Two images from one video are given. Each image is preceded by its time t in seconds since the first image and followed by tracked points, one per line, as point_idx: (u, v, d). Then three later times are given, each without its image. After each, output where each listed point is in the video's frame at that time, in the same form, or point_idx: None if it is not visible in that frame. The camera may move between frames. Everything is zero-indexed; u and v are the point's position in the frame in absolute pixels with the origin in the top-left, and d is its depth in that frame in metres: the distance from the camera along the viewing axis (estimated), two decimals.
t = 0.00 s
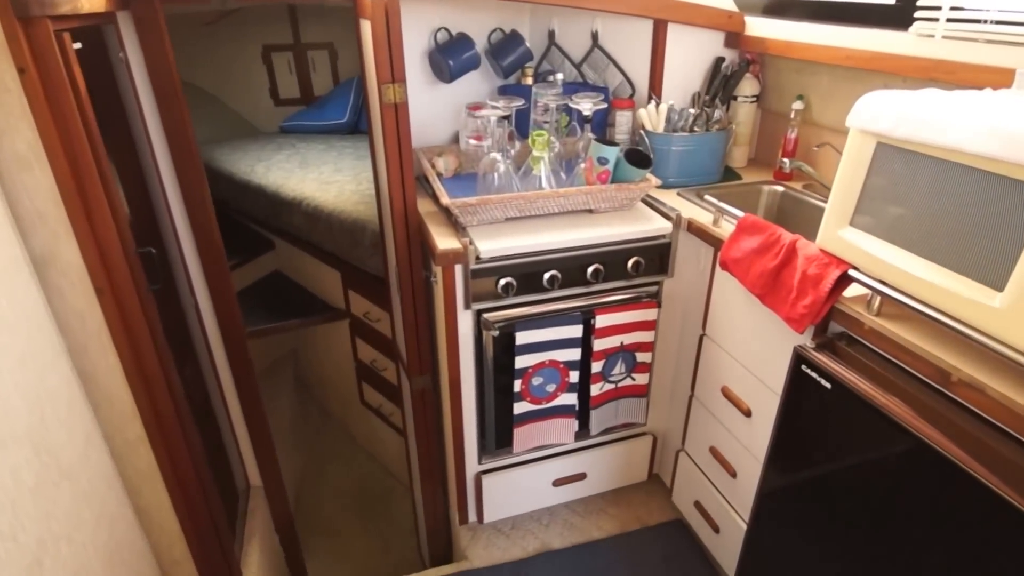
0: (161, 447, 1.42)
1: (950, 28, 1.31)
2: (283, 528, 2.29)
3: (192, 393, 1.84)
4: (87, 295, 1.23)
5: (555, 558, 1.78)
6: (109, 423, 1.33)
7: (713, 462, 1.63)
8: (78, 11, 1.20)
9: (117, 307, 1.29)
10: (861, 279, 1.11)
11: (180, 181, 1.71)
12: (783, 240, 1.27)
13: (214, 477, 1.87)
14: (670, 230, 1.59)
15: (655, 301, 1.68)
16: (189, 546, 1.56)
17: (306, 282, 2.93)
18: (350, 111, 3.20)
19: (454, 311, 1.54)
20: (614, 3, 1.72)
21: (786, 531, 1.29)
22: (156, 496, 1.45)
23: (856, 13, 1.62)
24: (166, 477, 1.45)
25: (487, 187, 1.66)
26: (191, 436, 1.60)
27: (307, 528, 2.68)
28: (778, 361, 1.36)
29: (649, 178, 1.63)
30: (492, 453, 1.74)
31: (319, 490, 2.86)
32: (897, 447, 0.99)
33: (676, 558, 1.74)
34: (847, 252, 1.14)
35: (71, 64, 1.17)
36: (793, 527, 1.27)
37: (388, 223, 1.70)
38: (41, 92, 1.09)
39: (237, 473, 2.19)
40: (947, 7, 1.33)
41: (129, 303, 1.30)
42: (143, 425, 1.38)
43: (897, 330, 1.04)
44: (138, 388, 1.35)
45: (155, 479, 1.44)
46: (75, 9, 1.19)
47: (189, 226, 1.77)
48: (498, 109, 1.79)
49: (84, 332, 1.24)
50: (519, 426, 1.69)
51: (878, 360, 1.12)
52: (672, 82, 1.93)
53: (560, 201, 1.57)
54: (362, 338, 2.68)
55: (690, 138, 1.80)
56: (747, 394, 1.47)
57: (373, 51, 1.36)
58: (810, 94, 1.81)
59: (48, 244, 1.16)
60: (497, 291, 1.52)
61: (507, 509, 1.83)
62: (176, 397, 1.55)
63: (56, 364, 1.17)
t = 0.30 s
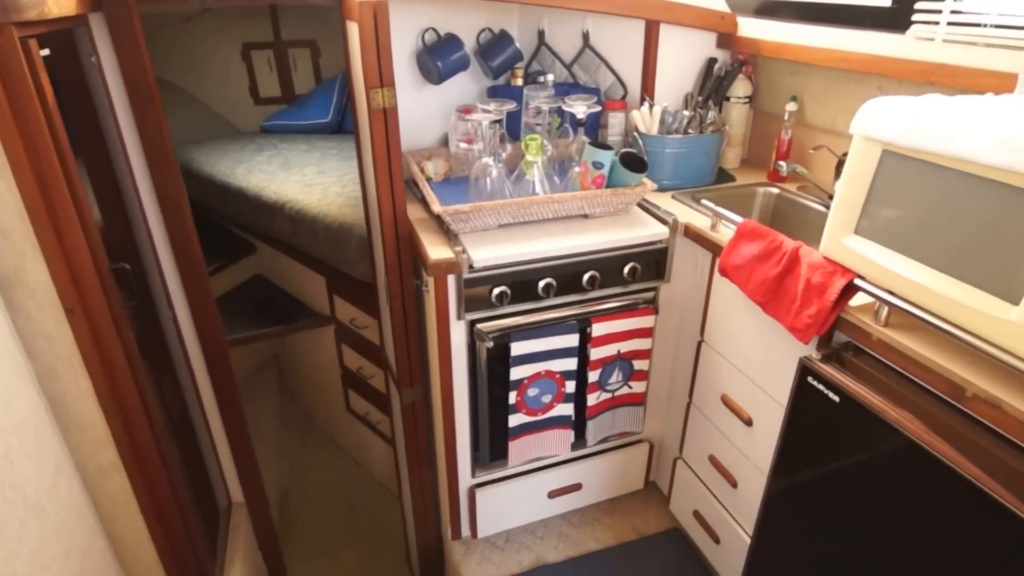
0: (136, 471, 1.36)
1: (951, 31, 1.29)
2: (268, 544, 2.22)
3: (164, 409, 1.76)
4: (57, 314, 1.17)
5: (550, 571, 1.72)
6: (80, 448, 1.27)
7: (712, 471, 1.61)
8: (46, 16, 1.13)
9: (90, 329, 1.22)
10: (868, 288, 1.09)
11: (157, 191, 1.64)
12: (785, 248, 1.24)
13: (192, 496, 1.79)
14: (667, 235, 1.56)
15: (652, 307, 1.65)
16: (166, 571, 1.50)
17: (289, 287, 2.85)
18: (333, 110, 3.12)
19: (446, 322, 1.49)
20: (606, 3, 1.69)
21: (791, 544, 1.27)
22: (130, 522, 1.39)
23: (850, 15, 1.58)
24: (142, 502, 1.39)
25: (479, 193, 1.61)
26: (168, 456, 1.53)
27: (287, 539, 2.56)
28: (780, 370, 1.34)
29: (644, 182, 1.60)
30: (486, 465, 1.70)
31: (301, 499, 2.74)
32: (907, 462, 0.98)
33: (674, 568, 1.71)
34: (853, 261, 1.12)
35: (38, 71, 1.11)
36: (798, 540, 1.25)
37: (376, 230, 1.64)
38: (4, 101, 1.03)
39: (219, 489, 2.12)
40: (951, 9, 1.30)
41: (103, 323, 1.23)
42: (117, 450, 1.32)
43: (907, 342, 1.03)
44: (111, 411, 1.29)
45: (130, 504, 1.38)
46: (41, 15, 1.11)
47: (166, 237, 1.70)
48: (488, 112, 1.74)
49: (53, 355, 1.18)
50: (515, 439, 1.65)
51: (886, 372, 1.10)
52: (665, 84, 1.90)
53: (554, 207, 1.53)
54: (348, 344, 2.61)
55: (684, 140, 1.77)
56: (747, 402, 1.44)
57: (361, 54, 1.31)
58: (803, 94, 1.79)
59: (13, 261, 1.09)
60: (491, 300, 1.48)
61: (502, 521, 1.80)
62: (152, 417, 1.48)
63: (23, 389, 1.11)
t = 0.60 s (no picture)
0: (115, 496, 1.29)
1: (954, 38, 1.28)
2: (253, 563, 2.15)
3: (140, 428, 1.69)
4: (30, 335, 1.09)
5: None
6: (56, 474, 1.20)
7: (714, 483, 1.59)
8: (18, 19, 1.06)
9: (66, 349, 1.15)
10: (876, 301, 1.06)
11: (136, 202, 1.56)
12: (790, 258, 1.22)
13: (172, 519, 1.72)
14: (666, 243, 1.53)
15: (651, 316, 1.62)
16: None
17: (271, 295, 2.76)
18: (314, 111, 3.04)
19: (441, 335, 1.44)
20: (600, 6, 1.65)
21: (798, 560, 1.25)
22: (109, 551, 1.31)
23: (847, 20, 1.56)
24: (122, 530, 1.32)
25: (472, 200, 1.56)
26: (148, 479, 1.46)
27: (272, 555, 2.47)
28: (783, 382, 1.32)
29: (642, 189, 1.57)
30: (481, 481, 1.65)
31: (286, 514, 2.66)
32: (921, 480, 0.96)
33: None
34: (861, 272, 1.09)
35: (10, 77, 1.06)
36: (807, 556, 1.23)
37: (366, 239, 1.59)
38: None
39: (201, 507, 2.04)
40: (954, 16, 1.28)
41: (79, 344, 1.17)
42: (94, 476, 1.25)
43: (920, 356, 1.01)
44: (89, 435, 1.22)
45: (109, 531, 1.31)
46: (12, 18, 1.04)
47: (145, 249, 1.62)
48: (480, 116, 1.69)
49: (27, 377, 1.10)
50: (511, 454, 1.61)
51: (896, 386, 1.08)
52: (659, 88, 1.87)
53: (551, 214, 1.49)
54: (333, 353, 2.54)
55: (679, 145, 1.74)
56: (749, 414, 1.42)
57: (351, 59, 1.26)
58: (798, 98, 1.77)
59: None
60: (486, 311, 1.43)
61: (498, 537, 1.75)
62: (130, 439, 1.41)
63: None
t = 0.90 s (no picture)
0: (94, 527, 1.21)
1: (961, 47, 1.26)
2: None
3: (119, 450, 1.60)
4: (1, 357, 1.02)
5: None
6: (31, 504, 1.12)
7: (717, 498, 1.56)
8: None
9: (41, 371, 1.07)
10: (888, 315, 1.03)
11: (113, 215, 1.48)
12: (796, 270, 1.19)
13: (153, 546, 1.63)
14: (666, 254, 1.50)
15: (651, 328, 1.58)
16: None
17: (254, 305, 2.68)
18: (296, 115, 2.96)
19: (437, 351, 1.39)
20: (595, 11, 1.62)
21: None
22: None
23: (847, 27, 1.55)
24: (101, 563, 1.24)
25: (468, 210, 1.50)
26: (129, 505, 1.39)
27: None
28: (790, 397, 1.29)
29: (641, 199, 1.53)
30: (478, 500, 1.60)
31: (271, 533, 2.56)
32: (942, 500, 0.93)
33: None
34: (871, 285, 1.06)
35: None
36: None
37: (357, 251, 1.53)
38: None
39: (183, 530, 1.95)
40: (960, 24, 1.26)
41: (56, 369, 1.09)
42: (72, 505, 1.17)
43: (934, 372, 0.98)
44: (67, 464, 1.14)
45: (87, 564, 1.23)
46: None
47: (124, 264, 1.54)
48: (476, 123, 1.64)
49: None
50: (510, 472, 1.56)
51: (909, 401, 1.06)
52: (654, 94, 1.84)
53: (548, 225, 1.45)
54: (319, 366, 2.46)
55: (676, 153, 1.71)
56: (754, 429, 1.39)
57: (342, 65, 1.20)
58: (795, 106, 1.76)
59: None
60: (484, 325, 1.39)
61: (495, 557, 1.70)
62: (108, 464, 1.33)
63: None
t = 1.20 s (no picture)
0: (79, 551, 1.16)
1: (973, 56, 1.23)
2: None
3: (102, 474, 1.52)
4: None
5: None
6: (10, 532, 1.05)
7: (722, 519, 1.52)
8: None
9: (22, 387, 1.03)
10: (903, 333, 0.99)
11: (99, 227, 1.38)
12: (806, 285, 1.16)
13: None
14: (668, 267, 1.46)
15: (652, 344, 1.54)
16: None
17: (240, 317, 2.57)
18: (286, 123, 2.90)
19: (433, 370, 1.33)
20: (592, 18, 1.58)
21: None
22: None
23: (849, 34, 1.54)
24: None
25: (463, 223, 1.46)
26: (114, 527, 1.33)
27: None
28: (804, 417, 1.23)
29: (641, 211, 1.49)
30: (475, 522, 1.55)
31: (259, 554, 2.48)
32: (965, 527, 0.89)
33: None
34: (885, 302, 1.02)
35: None
36: None
37: (350, 266, 1.47)
38: None
39: (169, 556, 1.87)
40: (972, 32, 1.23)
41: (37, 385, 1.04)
42: (55, 528, 1.12)
43: (954, 394, 0.94)
44: (51, 483, 1.09)
45: None
46: None
47: (111, 278, 1.43)
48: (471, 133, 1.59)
49: None
50: (508, 496, 1.50)
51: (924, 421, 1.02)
52: (652, 103, 1.81)
53: (547, 238, 1.40)
54: (309, 381, 2.34)
55: (675, 163, 1.68)
56: (762, 449, 1.35)
57: (334, 75, 1.15)
58: (797, 114, 1.76)
59: None
60: (480, 342, 1.33)
61: None
62: (93, 484, 1.27)
63: None
